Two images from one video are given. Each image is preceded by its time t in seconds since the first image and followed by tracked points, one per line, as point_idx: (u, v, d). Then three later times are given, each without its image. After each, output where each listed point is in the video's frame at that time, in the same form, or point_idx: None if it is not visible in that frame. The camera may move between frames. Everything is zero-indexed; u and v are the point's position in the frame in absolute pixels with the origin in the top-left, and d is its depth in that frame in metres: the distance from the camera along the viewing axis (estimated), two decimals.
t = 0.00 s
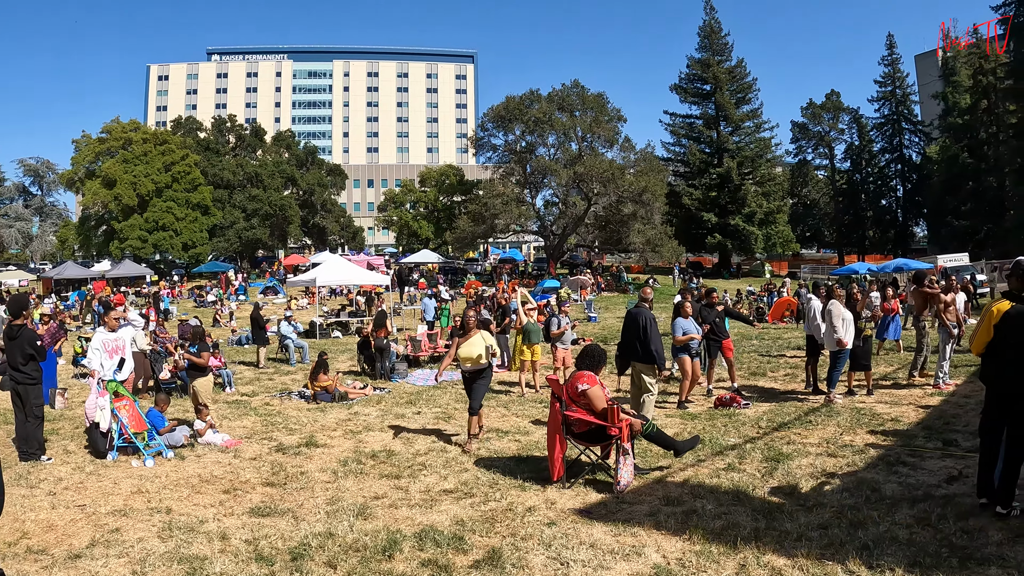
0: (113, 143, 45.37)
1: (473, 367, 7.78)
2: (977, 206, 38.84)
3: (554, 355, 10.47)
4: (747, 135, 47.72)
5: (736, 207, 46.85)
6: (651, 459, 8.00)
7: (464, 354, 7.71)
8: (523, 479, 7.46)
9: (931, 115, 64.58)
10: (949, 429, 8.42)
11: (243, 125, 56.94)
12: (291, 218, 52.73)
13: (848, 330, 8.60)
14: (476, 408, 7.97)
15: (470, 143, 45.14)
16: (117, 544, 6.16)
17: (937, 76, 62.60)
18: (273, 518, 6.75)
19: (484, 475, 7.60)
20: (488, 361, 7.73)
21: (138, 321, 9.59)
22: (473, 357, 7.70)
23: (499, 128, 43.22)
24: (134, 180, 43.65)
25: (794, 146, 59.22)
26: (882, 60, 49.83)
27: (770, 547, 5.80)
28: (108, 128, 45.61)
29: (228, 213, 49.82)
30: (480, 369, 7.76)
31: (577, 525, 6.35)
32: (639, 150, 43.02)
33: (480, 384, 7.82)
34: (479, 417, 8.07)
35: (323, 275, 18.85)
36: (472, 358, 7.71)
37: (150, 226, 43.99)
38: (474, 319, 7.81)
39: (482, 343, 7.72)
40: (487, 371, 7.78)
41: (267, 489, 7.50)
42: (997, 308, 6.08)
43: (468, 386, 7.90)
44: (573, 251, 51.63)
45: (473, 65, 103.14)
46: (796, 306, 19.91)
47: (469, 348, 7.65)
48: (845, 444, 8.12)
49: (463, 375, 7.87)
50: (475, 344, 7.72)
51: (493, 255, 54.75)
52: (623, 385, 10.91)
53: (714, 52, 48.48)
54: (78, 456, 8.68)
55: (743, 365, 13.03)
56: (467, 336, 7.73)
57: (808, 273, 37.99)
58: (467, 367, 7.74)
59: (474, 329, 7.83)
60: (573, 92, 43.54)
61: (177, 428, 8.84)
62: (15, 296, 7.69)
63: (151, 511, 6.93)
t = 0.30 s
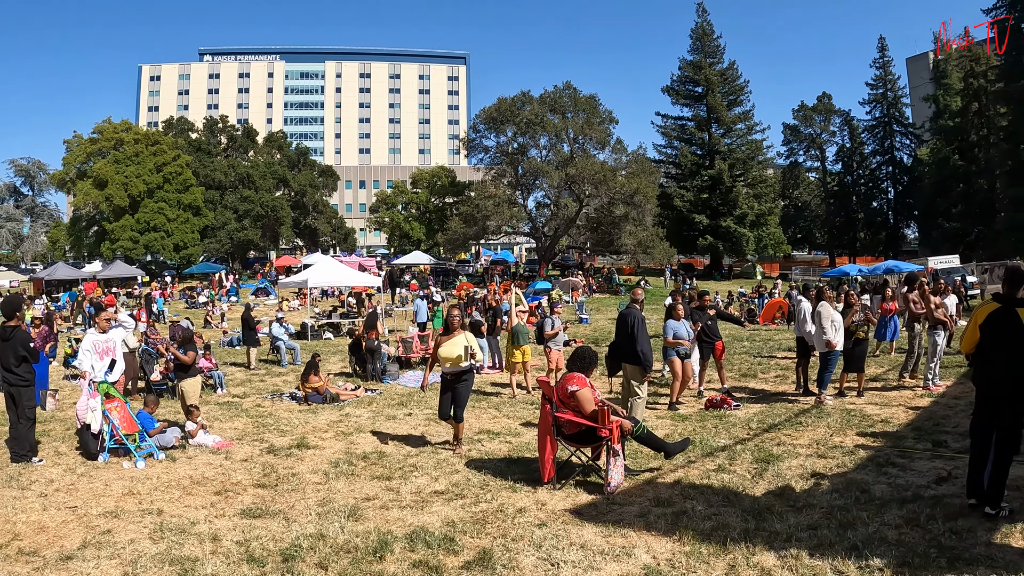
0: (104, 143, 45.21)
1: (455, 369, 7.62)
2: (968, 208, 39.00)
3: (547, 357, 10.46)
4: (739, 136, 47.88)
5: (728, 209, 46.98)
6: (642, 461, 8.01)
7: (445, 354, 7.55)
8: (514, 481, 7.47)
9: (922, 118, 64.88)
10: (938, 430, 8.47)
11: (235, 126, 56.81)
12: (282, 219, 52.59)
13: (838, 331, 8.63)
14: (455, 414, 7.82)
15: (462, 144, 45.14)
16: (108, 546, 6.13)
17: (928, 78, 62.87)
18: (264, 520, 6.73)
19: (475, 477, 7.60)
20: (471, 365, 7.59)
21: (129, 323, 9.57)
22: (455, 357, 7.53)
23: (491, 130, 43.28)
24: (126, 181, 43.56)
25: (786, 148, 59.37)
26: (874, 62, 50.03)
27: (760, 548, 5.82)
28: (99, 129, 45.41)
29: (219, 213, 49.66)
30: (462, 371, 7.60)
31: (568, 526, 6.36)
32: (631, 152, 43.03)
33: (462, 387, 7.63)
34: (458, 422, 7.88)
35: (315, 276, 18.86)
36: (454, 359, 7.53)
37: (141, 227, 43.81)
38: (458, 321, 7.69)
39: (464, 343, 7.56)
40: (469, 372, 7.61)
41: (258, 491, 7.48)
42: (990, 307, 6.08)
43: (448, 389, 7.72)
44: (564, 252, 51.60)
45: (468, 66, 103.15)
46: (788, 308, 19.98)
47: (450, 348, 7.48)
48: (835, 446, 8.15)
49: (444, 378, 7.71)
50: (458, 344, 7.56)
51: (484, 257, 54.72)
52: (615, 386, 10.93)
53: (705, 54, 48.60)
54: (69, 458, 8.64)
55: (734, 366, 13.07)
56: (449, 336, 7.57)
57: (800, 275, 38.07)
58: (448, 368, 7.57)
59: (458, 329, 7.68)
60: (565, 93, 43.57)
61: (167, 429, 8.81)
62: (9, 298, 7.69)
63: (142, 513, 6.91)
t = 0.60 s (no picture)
0: (87, 144, 44.90)
1: (427, 378, 7.32)
2: (950, 212, 39.30)
3: (530, 359, 10.46)
4: (723, 140, 48.07)
5: (711, 212, 47.11)
6: (624, 463, 8.02)
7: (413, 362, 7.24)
8: (496, 483, 7.46)
9: (906, 122, 65.47)
10: (919, 432, 8.53)
11: (219, 127, 56.53)
12: (266, 221, 52.35)
13: (816, 333, 8.80)
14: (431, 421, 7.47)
15: (446, 147, 45.09)
16: (90, 548, 6.10)
17: (912, 83, 63.44)
18: (247, 521, 6.71)
19: (457, 479, 7.59)
20: (440, 373, 7.21)
21: (110, 325, 9.49)
22: (422, 365, 7.22)
23: (475, 133, 43.23)
24: (109, 181, 43.32)
25: (770, 151, 59.62)
26: (857, 67, 50.36)
27: (741, 547, 5.84)
28: (82, 129, 45.07)
29: (203, 214, 49.41)
30: (433, 380, 7.27)
31: (550, 527, 6.37)
32: (614, 155, 43.07)
33: (433, 395, 7.33)
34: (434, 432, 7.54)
35: (299, 278, 18.79)
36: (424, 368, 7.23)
37: (125, 228, 43.54)
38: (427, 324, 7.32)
39: (432, 351, 7.20)
40: (441, 381, 7.29)
41: (240, 492, 7.46)
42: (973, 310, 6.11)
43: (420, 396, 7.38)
44: (548, 255, 51.56)
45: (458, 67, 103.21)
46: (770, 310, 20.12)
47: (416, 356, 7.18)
48: (816, 447, 8.20)
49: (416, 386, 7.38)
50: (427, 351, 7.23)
51: (468, 260, 54.69)
52: (598, 389, 10.93)
53: (690, 58, 48.77)
54: (52, 460, 8.57)
55: (717, 369, 13.12)
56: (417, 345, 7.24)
57: (783, 278, 38.25)
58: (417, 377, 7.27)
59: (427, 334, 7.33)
60: (549, 96, 43.65)
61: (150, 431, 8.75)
62: None
63: (124, 515, 6.87)
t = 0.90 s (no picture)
0: (71, 141, 44.59)
1: (397, 378, 7.12)
2: (933, 216, 39.56)
3: (513, 360, 10.47)
4: (707, 143, 48.32)
5: (695, 215, 47.34)
6: (606, 463, 8.05)
7: (385, 364, 6.99)
8: (478, 483, 7.48)
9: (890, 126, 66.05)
10: (900, 433, 8.60)
11: (203, 125, 56.25)
12: (250, 220, 52.14)
13: (796, 337, 8.84)
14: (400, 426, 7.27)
15: (431, 148, 45.04)
16: (72, 548, 6.06)
17: (895, 88, 64.03)
18: (229, 521, 6.69)
19: (440, 479, 7.60)
20: (412, 373, 7.05)
21: (91, 324, 9.46)
22: (396, 365, 6.99)
23: (460, 134, 43.17)
24: (92, 179, 43.06)
25: (754, 155, 59.90)
26: (842, 71, 50.68)
27: (722, 547, 5.86)
28: (66, 126, 44.71)
29: (186, 213, 49.10)
30: (404, 381, 7.08)
31: (532, 527, 6.38)
32: (599, 157, 43.18)
33: (402, 397, 7.14)
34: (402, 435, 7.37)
35: (283, 278, 18.74)
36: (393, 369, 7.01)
37: (108, 227, 43.39)
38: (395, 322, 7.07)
39: (405, 350, 6.99)
40: (411, 381, 7.13)
41: (223, 492, 7.43)
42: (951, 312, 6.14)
43: (389, 399, 7.18)
44: (532, 257, 51.60)
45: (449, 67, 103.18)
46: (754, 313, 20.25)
47: (389, 356, 6.93)
48: (798, 448, 8.25)
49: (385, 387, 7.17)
50: (398, 351, 7.01)
51: (452, 261, 54.70)
52: (581, 389, 10.96)
53: (676, 61, 48.95)
54: (33, 459, 8.50)
55: (699, 370, 13.18)
56: (386, 344, 7.00)
57: (766, 280, 38.45)
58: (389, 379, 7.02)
59: (396, 334, 7.08)
60: (534, 98, 43.68)
61: (132, 430, 8.68)
62: None
63: (107, 514, 6.83)
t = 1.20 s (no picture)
0: (49, 139, 44.17)
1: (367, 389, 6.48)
2: (911, 222, 39.93)
3: (491, 363, 10.52)
4: (687, 148, 48.58)
5: (675, 219, 47.62)
6: (583, 466, 8.06)
7: (358, 372, 6.41)
8: (455, 485, 7.48)
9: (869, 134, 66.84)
10: (875, 437, 8.69)
11: (184, 124, 55.89)
12: (230, 220, 51.88)
13: (770, 345, 8.95)
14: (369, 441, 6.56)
15: (411, 149, 44.93)
16: (46, 548, 5.99)
17: (875, 95, 64.80)
18: (205, 522, 6.63)
19: (416, 481, 7.59)
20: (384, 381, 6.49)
21: (67, 324, 9.37)
22: (371, 374, 6.44)
23: (441, 136, 43.04)
24: (71, 177, 42.69)
25: (734, 160, 60.28)
26: (823, 78, 51.08)
27: (697, 549, 5.88)
28: (44, 123, 44.24)
29: (165, 213, 48.75)
30: (379, 390, 6.48)
31: (508, 529, 6.37)
32: (580, 161, 43.28)
33: (375, 407, 6.49)
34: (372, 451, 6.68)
35: (261, 279, 18.67)
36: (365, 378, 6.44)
37: (86, 225, 43.08)
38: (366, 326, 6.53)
39: (381, 357, 6.51)
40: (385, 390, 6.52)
41: (199, 494, 7.38)
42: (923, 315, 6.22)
43: (359, 412, 6.55)
44: (511, 260, 51.68)
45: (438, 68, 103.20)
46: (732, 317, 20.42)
47: (365, 362, 6.38)
48: (774, 452, 8.31)
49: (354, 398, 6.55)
50: (372, 359, 6.49)
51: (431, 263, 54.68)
52: (559, 393, 10.98)
53: (657, 66, 49.18)
54: (7, 460, 8.39)
55: (677, 374, 13.25)
56: (359, 351, 6.46)
57: (745, 285, 38.68)
58: (363, 388, 6.41)
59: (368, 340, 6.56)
60: (515, 101, 43.71)
61: (109, 431, 8.62)
62: None
63: (82, 515, 6.76)
